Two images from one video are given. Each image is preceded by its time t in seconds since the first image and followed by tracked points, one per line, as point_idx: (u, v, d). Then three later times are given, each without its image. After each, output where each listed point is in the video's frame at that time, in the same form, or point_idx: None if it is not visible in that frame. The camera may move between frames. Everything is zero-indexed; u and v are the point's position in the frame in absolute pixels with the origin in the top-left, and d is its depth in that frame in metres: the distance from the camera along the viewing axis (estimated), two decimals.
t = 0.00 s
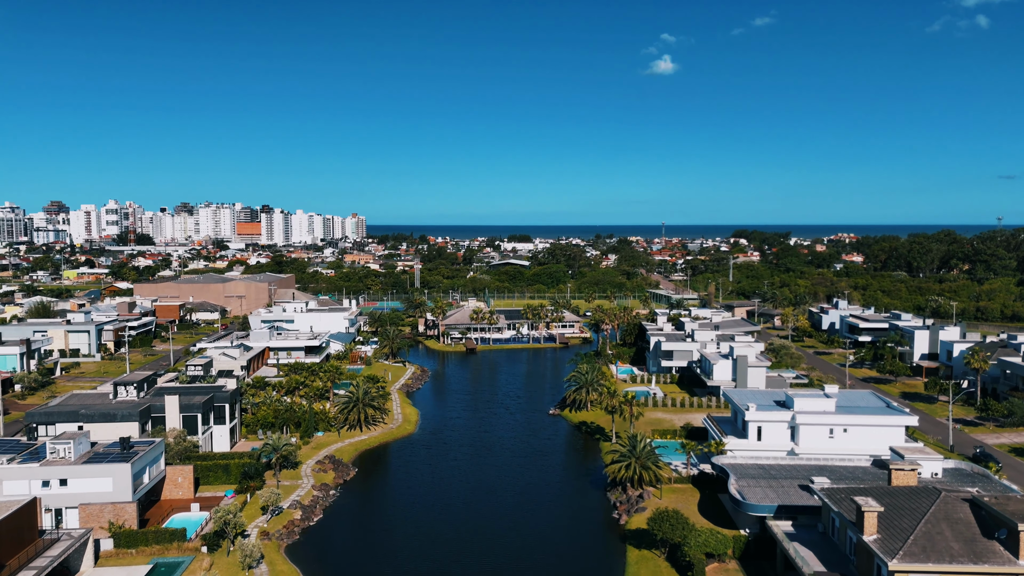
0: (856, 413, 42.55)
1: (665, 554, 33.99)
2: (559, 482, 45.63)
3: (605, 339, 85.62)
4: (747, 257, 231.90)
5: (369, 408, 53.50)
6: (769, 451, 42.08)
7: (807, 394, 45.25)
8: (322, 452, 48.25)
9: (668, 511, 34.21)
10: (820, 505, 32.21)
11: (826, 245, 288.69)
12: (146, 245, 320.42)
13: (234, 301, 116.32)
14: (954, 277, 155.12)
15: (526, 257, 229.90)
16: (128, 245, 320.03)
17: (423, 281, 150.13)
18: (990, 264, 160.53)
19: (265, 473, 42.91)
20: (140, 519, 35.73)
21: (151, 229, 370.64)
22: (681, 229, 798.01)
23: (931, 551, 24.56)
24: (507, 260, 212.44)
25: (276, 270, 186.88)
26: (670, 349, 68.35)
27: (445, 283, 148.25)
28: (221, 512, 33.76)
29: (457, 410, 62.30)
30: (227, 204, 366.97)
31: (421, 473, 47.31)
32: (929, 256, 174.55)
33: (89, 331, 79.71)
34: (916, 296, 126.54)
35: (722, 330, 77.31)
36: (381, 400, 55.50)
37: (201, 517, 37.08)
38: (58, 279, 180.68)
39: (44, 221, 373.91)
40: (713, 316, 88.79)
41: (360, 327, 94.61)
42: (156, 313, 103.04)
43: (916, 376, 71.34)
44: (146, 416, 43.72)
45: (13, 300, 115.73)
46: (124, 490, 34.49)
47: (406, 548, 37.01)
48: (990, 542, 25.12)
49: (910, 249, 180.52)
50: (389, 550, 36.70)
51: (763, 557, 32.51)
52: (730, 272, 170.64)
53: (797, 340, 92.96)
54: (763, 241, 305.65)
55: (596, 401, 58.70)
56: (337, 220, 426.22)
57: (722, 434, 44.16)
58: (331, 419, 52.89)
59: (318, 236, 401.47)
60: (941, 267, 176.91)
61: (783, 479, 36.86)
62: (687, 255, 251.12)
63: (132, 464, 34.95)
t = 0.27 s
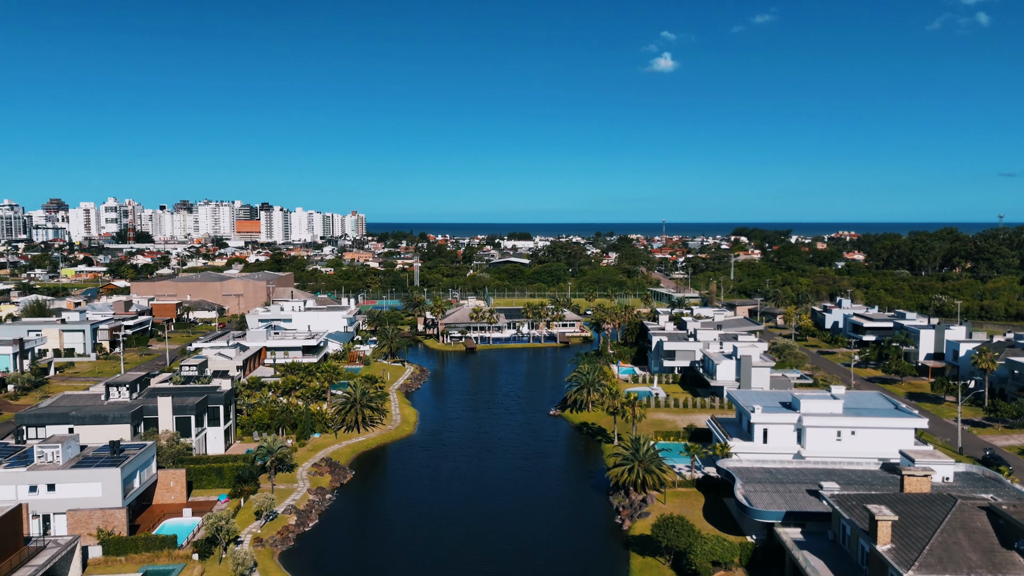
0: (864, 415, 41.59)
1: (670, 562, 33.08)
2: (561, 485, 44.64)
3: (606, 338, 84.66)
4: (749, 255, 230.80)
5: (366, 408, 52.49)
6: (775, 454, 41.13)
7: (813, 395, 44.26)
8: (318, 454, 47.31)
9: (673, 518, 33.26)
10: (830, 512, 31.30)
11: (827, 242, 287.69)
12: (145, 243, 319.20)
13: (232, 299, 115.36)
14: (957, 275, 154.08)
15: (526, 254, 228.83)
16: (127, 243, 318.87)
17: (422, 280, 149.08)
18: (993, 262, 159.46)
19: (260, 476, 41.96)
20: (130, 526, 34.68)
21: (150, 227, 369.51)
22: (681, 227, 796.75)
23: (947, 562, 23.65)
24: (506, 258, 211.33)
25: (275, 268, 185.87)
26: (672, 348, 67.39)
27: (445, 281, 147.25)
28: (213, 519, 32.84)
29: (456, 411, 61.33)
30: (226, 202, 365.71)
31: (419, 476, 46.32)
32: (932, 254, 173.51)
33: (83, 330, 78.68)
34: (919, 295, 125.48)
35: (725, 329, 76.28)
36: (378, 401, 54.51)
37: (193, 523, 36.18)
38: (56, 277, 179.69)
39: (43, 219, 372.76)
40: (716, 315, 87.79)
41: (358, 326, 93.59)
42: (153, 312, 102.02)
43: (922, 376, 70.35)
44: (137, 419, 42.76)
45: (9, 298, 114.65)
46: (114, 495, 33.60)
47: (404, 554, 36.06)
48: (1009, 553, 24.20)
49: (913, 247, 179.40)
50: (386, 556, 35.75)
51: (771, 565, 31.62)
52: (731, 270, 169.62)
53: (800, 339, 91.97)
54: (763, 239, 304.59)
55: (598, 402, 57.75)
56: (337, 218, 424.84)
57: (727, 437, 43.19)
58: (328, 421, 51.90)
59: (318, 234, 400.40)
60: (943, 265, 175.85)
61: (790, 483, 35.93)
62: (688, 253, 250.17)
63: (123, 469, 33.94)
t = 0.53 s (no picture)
0: (873, 418, 40.58)
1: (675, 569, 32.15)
2: (562, 488, 43.65)
3: (608, 337, 83.62)
4: (750, 253, 229.67)
5: (364, 409, 51.39)
6: (783, 457, 40.14)
7: (821, 397, 43.23)
8: (314, 456, 46.32)
9: (679, 524, 32.22)
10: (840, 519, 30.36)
11: (828, 240, 286.69)
12: (144, 240, 318.08)
13: (230, 297, 114.33)
14: (960, 274, 153.00)
15: (527, 252, 227.76)
16: (126, 241, 317.80)
17: (422, 277, 147.99)
18: (997, 260, 158.32)
19: (254, 480, 40.94)
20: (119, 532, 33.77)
21: (149, 224, 368.30)
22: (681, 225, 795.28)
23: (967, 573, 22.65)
24: (507, 256, 210.24)
25: (274, 266, 184.68)
26: (675, 348, 66.36)
27: (445, 279, 146.18)
28: (205, 525, 31.96)
29: (456, 411, 60.31)
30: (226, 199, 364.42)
31: (418, 479, 45.32)
32: (934, 252, 172.47)
33: (78, 329, 77.68)
34: (923, 293, 124.32)
35: (728, 328, 75.22)
36: (376, 401, 53.46)
37: (184, 528, 35.20)
38: (54, 275, 178.70)
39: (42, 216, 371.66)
40: (718, 313, 86.72)
41: (357, 325, 92.54)
42: (149, 310, 100.99)
43: (928, 376, 69.28)
44: (129, 421, 41.77)
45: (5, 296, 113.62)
46: (102, 501, 32.54)
47: (402, 560, 35.09)
48: None
49: (915, 245, 178.23)
50: (383, 562, 34.77)
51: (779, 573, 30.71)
52: (733, 267, 168.52)
53: (804, 338, 90.90)
54: (764, 237, 303.45)
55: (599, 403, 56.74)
56: (337, 216, 423.62)
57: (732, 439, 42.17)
58: (325, 422, 50.86)
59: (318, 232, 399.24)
60: (946, 263, 174.79)
61: (798, 487, 34.92)
62: (689, 251, 248.99)
63: (112, 474, 32.99)
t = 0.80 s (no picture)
0: (883, 420, 39.57)
1: None
2: (563, 491, 42.71)
3: (609, 336, 82.59)
4: (751, 250, 228.63)
5: (361, 411, 50.35)
6: (790, 461, 39.13)
7: (829, 398, 42.18)
8: (310, 459, 45.30)
9: (685, 531, 31.23)
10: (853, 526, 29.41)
11: (829, 237, 285.77)
12: (143, 238, 316.83)
13: (227, 295, 113.25)
14: (963, 271, 152.00)
15: (527, 250, 226.61)
16: (125, 238, 316.61)
17: (422, 275, 146.89)
18: (1000, 257, 157.24)
19: (248, 484, 39.87)
20: (106, 540, 32.56)
21: (148, 221, 367.14)
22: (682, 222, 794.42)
23: None
24: (507, 253, 209.21)
25: (273, 263, 183.57)
26: (678, 347, 65.36)
27: (444, 276, 145.09)
28: (194, 533, 30.75)
29: (455, 412, 59.25)
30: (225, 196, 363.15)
31: (416, 482, 44.29)
32: (937, 249, 171.53)
33: (72, 328, 76.62)
34: (926, 291, 123.29)
35: (732, 327, 74.20)
36: (374, 402, 52.40)
37: (175, 535, 34.02)
38: (51, 273, 177.67)
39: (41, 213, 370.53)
40: (721, 311, 85.66)
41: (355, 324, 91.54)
42: (145, 308, 99.93)
43: (935, 376, 68.23)
44: (118, 424, 40.66)
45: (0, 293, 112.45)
46: (90, 508, 31.63)
47: (398, 566, 34.07)
48: None
49: (918, 242, 177.18)
50: (379, 569, 33.76)
51: None
52: (735, 265, 167.50)
53: (807, 336, 89.88)
54: (765, 234, 302.51)
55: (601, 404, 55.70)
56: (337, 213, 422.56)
57: (738, 442, 41.14)
58: (321, 424, 49.86)
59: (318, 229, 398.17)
60: (949, 260, 173.78)
61: (807, 493, 33.88)
62: (689, 248, 247.87)
63: (99, 479, 31.90)
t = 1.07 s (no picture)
0: (892, 422, 38.66)
1: None
2: (564, 495, 41.76)
3: (611, 335, 81.68)
4: (753, 248, 227.55)
5: (358, 412, 49.42)
6: (797, 464, 38.21)
7: (837, 399, 41.24)
8: (306, 462, 44.32)
9: (690, 540, 30.44)
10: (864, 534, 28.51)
11: (830, 235, 284.88)
12: (142, 235, 315.65)
13: (225, 294, 112.26)
14: (966, 269, 151.08)
15: (527, 247, 225.55)
16: (124, 236, 315.56)
17: (421, 273, 145.87)
18: (1003, 254, 156.21)
19: (242, 488, 38.92)
20: (95, 548, 31.78)
21: (147, 219, 365.92)
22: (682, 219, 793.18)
23: None
24: (507, 251, 208.16)
25: (271, 261, 182.50)
26: (680, 346, 64.44)
27: (444, 274, 144.14)
28: (183, 541, 29.79)
29: (454, 413, 58.30)
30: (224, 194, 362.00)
31: (415, 486, 43.36)
32: (940, 247, 170.51)
33: (67, 327, 75.67)
34: (929, 289, 122.28)
35: (735, 326, 73.20)
36: (372, 403, 51.42)
37: (166, 541, 33.10)
38: (49, 271, 176.73)
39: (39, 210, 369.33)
40: (724, 310, 84.71)
41: (353, 322, 90.56)
42: (142, 307, 98.92)
43: (941, 376, 67.32)
44: (109, 427, 39.75)
45: None
46: (77, 514, 30.61)
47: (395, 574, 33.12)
48: None
49: (921, 239, 176.17)
50: None
51: None
52: (736, 262, 166.55)
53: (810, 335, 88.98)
54: (766, 231, 301.49)
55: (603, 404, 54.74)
56: (337, 210, 421.62)
57: (743, 445, 40.18)
58: (318, 425, 48.89)
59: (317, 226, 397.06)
60: (952, 258, 172.75)
61: (815, 499, 32.96)
62: (690, 246, 246.77)
63: (87, 485, 30.98)
